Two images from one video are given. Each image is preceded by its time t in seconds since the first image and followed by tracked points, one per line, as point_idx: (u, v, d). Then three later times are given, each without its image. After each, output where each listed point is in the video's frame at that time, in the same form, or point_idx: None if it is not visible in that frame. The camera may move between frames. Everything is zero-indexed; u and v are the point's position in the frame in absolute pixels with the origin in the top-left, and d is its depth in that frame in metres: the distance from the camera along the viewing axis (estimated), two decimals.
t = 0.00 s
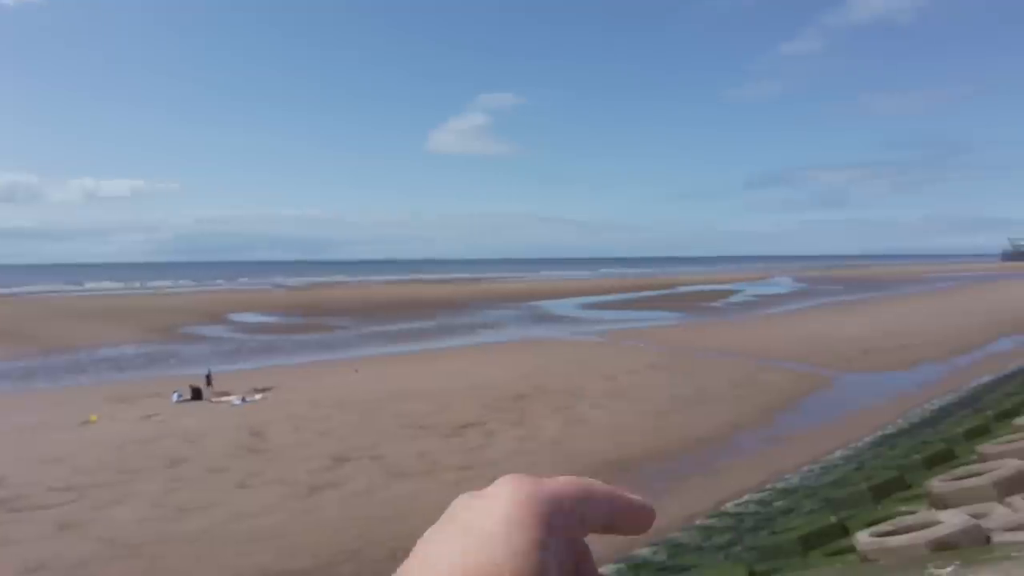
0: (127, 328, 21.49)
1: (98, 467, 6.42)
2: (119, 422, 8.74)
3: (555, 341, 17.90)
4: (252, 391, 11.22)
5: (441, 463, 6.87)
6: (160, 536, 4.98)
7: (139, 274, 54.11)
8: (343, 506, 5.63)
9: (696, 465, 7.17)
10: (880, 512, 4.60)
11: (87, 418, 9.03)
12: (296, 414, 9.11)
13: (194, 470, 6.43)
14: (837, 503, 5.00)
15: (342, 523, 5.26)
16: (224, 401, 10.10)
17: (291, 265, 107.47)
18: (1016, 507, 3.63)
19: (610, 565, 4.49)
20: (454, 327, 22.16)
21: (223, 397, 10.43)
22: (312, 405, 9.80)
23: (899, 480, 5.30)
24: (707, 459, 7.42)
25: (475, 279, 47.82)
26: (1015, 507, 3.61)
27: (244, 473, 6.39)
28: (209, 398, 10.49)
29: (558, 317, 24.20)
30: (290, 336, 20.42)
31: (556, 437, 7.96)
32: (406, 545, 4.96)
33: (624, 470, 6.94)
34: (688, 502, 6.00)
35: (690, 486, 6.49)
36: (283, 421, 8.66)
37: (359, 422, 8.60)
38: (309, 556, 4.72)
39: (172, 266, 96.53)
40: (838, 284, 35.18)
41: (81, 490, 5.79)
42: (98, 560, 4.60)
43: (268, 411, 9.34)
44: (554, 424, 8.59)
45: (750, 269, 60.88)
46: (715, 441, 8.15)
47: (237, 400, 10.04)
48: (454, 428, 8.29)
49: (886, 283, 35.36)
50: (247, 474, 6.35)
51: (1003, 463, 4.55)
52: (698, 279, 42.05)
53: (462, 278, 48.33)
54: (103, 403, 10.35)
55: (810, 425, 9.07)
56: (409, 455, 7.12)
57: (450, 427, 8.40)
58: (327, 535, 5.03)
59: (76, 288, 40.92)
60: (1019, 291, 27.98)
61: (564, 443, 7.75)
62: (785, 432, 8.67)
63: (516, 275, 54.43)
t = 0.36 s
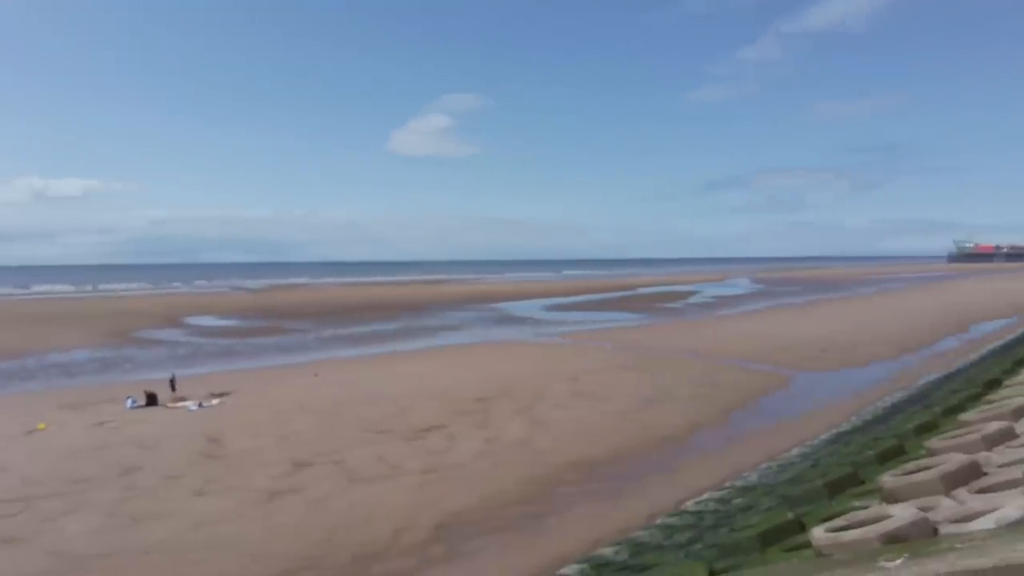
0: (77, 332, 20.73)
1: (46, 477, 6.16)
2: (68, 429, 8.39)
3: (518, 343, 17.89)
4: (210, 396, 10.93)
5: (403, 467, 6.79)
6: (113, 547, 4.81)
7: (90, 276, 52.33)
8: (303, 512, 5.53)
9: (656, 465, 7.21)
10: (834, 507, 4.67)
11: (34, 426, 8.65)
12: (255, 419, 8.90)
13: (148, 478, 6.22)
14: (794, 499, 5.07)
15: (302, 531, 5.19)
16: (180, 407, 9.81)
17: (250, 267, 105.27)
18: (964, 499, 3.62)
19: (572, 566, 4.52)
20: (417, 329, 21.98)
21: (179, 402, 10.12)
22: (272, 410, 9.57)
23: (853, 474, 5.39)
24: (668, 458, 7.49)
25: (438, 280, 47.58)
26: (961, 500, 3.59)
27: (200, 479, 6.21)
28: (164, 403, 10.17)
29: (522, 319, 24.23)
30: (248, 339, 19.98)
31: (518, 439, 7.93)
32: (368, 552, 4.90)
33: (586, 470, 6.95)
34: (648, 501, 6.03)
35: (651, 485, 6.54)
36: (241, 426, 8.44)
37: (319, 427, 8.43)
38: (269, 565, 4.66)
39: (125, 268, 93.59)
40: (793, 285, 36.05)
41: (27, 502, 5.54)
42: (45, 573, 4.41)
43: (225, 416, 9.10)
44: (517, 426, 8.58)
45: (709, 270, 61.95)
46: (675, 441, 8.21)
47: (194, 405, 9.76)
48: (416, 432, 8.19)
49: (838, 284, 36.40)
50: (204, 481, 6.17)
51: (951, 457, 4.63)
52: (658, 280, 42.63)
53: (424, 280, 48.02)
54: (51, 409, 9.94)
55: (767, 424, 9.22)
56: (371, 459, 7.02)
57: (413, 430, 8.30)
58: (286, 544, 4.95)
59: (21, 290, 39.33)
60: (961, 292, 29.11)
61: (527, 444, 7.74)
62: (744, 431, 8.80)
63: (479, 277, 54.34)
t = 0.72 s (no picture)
0: (23, 338, 19.90)
1: None
2: (15, 438, 8.04)
3: (482, 346, 17.84)
4: (166, 402, 10.61)
5: (366, 472, 6.70)
6: (65, 559, 4.63)
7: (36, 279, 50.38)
8: (264, 520, 5.42)
9: (619, 466, 7.25)
10: (793, 501, 4.70)
11: None
12: (213, 425, 8.66)
13: (100, 487, 6.01)
14: (754, 498, 5.12)
15: (263, 539, 5.09)
16: (134, 414, 9.49)
17: (207, 270, 102.85)
18: (913, 494, 3.71)
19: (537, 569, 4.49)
20: (380, 332, 21.73)
21: (133, 409, 9.79)
22: (230, 416, 9.34)
23: (810, 471, 5.46)
24: (630, 458, 7.54)
25: (400, 283, 47.21)
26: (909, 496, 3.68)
27: (156, 488, 6.03)
28: (117, 410, 9.83)
29: (486, 322, 24.17)
30: (206, 344, 19.47)
31: (483, 442, 7.90)
32: (331, 559, 4.83)
33: (549, 471, 6.95)
34: (611, 502, 6.06)
35: (614, 486, 6.57)
36: (198, 432, 8.21)
37: (280, 432, 8.26)
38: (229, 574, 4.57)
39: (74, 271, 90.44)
40: (751, 287, 36.85)
41: None
42: None
43: (181, 423, 8.83)
44: (481, 429, 8.53)
45: (670, 273, 62.85)
46: (638, 441, 8.27)
47: (150, 412, 9.45)
48: (379, 437, 8.09)
49: (794, 286, 37.31)
50: (160, 489, 6.00)
51: (903, 453, 4.73)
52: (620, 282, 43.08)
53: (387, 283, 47.57)
54: None
55: (727, 423, 9.36)
56: (333, 464, 6.91)
57: (375, 435, 8.19)
58: (246, 552, 4.85)
59: None
60: (909, 293, 30.18)
61: (491, 447, 7.71)
62: (704, 431, 8.91)
63: (442, 281, 54.02)
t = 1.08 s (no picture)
0: None
1: None
2: None
3: (446, 351, 17.69)
4: (118, 410, 10.22)
5: (327, 479, 6.56)
6: None
7: None
8: (222, 530, 5.26)
9: (582, 469, 7.24)
10: (752, 501, 4.73)
11: None
12: (168, 434, 8.37)
13: (48, 500, 5.74)
14: (714, 499, 5.14)
15: (221, 551, 4.94)
16: (84, 423, 9.12)
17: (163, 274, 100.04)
18: (868, 492, 3.76)
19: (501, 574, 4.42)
20: (342, 338, 21.38)
21: (83, 418, 9.41)
22: (186, 424, 9.04)
23: (768, 471, 5.52)
24: (593, 461, 7.54)
25: (362, 289, 46.60)
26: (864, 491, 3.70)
27: (108, 500, 5.79)
28: (66, 420, 9.43)
29: (449, 326, 23.99)
30: (160, 350, 18.86)
31: (446, 447, 7.81)
32: (292, 570, 4.71)
33: (513, 476, 6.91)
34: (575, 506, 6.04)
35: (578, 489, 6.56)
36: (152, 441, 7.92)
37: (238, 440, 8.03)
38: None
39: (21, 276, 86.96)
40: (711, 291, 37.42)
41: None
42: None
43: (134, 432, 8.52)
44: (445, 434, 8.44)
45: (632, 277, 63.36)
46: (601, 445, 8.29)
47: (101, 421, 9.10)
48: (341, 444, 7.93)
49: (752, 291, 37.99)
50: (112, 502, 5.76)
51: (857, 453, 4.82)
52: (583, 287, 43.29)
53: (349, 289, 46.89)
54: None
55: (688, 426, 9.45)
56: (294, 472, 6.74)
57: (337, 442, 8.03)
58: (204, 566, 4.70)
59: None
60: (861, 297, 31.05)
61: (455, 452, 7.63)
62: (665, 433, 8.97)
63: (404, 285, 53.46)
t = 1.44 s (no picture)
0: None
1: None
2: None
3: (413, 355, 17.50)
4: (73, 419, 9.85)
5: (293, 486, 6.43)
6: None
7: None
8: (183, 542, 5.11)
9: (550, 473, 7.21)
10: (717, 503, 4.71)
11: None
12: (126, 442, 8.10)
13: None
14: (681, 500, 5.14)
15: (182, 563, 4.79)
16: (38, 433, 8.77)
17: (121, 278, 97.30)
18: (829, 492, 3.78)
19: None
20: (307, 343, 21.00)
21: (36, 427, 9.04)
22: (145, 432, 8.76)
23: (733, 472, 5.53)
24: (561, 464, 7.53)
25: (329, 293, 45.83)
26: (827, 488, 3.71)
27: (63, 511, 5.57)
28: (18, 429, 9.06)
29: (417, 331, 23.78)
30: (118, 357, 18.28)
31: (414, 453, 7.71)
32: None
33: (481, 480, 6.86)
34: (542, 510, 6.00)
35: (546, 493, 6.53)
36: (109, 450, 7.65)
37: (200, 448, 7.81)
38: None
39: None
40: (677, 295, 37.75)
41: None
42: None
43: (91, 441, 8.22)
44: (412, 439, 8.34)
45: (599, 281, 63.70)
46: (569, 448, 8.27)
47: (56, 431, 8.75)
48: (306, 450, 7.78)
49: (717, 294, 38.51)
50: (67, 514, 5.54)
51: (817, 454, 4.88)
52: (552, 291, 43.33)
53: (315, 293, 46.10)
54: None
55: (655, 428, 9.50)
56: (258, 480, 6.58)
57: (302, 448, 7.87)
58: None
59: None
60: (823, 300, 31.68)
61: (423, 457, 7.54)
62: (632, 435, 9.00)
63: (370, 289, 52.77)
